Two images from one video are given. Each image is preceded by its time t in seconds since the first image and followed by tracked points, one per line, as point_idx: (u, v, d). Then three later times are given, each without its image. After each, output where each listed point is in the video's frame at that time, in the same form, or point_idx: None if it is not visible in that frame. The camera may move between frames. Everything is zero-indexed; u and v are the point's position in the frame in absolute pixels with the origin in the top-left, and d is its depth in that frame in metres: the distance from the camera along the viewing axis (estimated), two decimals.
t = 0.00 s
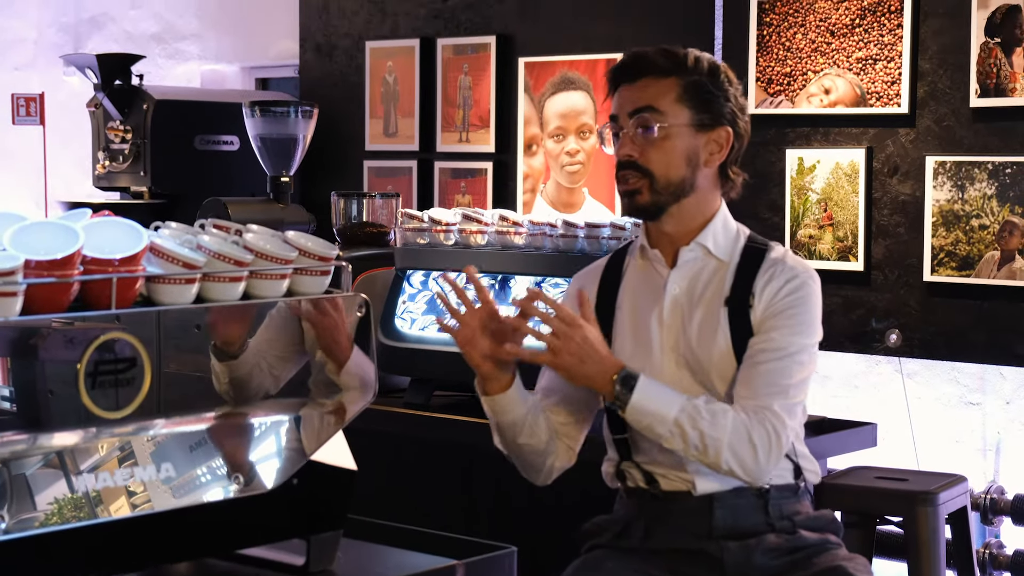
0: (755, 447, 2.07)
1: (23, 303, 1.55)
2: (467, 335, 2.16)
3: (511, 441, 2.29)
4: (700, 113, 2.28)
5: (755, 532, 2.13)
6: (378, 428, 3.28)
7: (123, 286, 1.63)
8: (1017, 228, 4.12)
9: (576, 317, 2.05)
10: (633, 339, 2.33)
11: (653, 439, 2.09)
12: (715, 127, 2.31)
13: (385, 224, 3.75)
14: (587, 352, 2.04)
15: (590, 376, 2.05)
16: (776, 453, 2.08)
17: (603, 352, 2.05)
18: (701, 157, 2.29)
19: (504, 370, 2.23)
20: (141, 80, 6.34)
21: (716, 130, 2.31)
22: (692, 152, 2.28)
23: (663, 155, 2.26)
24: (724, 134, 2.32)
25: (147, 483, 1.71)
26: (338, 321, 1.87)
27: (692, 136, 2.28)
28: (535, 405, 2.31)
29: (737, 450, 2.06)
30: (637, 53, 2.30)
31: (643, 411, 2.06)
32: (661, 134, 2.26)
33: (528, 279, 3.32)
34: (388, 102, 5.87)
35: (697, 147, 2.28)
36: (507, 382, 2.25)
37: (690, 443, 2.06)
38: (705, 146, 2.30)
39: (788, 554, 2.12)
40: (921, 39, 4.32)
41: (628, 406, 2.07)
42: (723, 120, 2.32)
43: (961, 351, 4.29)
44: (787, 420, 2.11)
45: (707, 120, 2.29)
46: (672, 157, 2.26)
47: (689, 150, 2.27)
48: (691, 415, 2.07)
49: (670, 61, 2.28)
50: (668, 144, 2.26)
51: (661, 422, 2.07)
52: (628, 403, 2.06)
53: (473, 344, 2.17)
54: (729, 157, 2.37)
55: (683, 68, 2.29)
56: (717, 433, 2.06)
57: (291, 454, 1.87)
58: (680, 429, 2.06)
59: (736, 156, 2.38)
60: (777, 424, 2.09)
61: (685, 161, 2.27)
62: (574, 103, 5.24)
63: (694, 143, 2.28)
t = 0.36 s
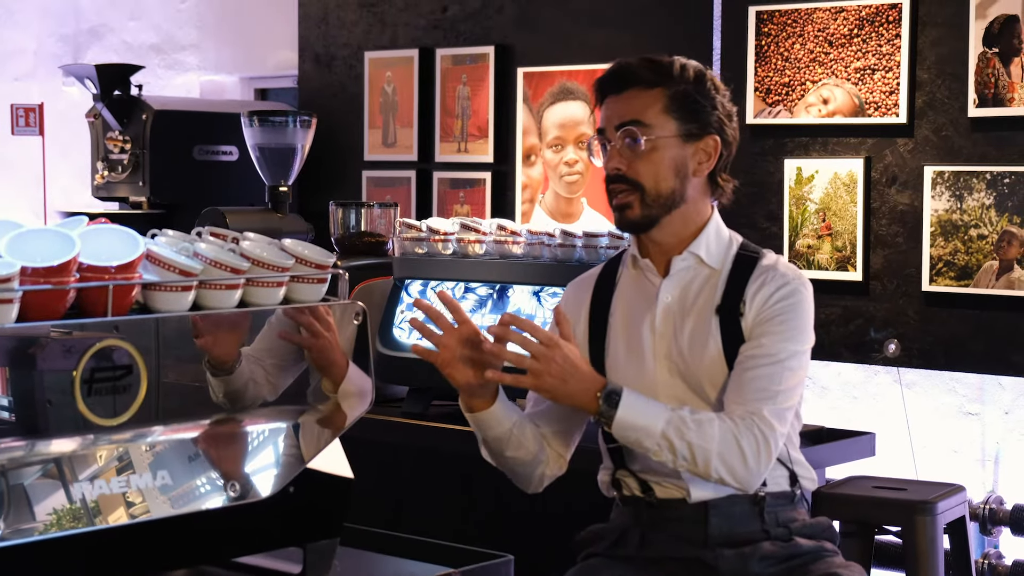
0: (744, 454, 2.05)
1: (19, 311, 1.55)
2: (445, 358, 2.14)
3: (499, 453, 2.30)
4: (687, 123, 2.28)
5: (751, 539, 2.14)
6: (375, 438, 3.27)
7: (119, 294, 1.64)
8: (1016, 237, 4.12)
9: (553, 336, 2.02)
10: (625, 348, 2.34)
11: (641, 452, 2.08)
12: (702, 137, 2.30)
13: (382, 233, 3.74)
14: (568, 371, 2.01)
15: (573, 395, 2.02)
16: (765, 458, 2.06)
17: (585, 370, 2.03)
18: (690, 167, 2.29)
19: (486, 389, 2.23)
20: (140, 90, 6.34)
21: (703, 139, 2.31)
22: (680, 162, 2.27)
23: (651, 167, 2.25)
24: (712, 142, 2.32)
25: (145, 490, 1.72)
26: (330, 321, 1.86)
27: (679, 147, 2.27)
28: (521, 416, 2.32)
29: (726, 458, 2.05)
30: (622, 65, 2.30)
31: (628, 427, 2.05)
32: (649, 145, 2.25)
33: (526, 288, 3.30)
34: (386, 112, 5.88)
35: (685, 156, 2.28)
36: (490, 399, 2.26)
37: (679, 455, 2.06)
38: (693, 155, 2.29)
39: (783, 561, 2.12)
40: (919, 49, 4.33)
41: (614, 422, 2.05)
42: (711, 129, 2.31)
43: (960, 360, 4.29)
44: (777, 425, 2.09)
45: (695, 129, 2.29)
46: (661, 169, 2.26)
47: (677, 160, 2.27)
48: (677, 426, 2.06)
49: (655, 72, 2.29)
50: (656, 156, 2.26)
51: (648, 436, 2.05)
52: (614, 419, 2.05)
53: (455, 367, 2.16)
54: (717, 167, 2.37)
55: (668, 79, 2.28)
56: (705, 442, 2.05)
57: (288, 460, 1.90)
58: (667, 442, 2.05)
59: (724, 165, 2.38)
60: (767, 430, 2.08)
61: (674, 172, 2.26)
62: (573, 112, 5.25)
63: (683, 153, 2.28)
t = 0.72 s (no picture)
0: (737, 455, 2.04)
1: (13, 312, 1.63)
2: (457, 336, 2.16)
3: (495, 450, 2.28)
4: (668, 127, 2.26)
5: (743, 542, 2.13)
6: (370, 443, 3.27)
7: (112, 295, 1.71)
8: (1014, 244, 4.12)
9: (564, 308, 2.02)
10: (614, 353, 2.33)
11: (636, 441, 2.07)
12: (684, 141, 2.29)
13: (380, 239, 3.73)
14: (575, 344, 2.01)
15: (577, 369, 2.02)
16: (757, 462, 2.06)
17: (593, 345, 2.03)
18: (672, 172, 2.27)
19: (494, 373, 2.22)
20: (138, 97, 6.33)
21: (684, 143, 2.29)
22: (662, 167, 2.25)
23: (633, 174, 2.24)
24: (694, 146, 2.30)
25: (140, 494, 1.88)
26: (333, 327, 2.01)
27: (661, 151, 2.25)
28: (521, 413, 2.31)
29: (719, 456, 2.04)
30: (599, 71, 2.28)
31: (628, 410, 2.04)
32: (630, 151, 2.23)
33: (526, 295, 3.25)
34: (384, 119, 5.87)
35: (667, 161, 2.26)
36: (495, 387, 2.24)
37: (673, 446, 2.04)
38: (676, 159, 2.28)
39: (774, 564, 2.11)
40: (917, 55, 4.33)
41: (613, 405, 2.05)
42: (692, 132, 2.30)
43: (958, 367, 4.28)
44: (768, 430, 2.09)
45: (676, 133, 2.27)
46: (643, 175, 2.24)
47: (659, 166, 2.25)
48: (674, 418, 2.05)
49: (634, 76, 2.27)
50: (638, 162, 2.24)
51: (645, 422, 2.04)
52: (614, 400, 2.04)
53: (466, 339, 2.17)
54: (700, 170, 2.35)
55: (647, 84, 2.27)
56: (700, 438, 2.04)
57: (280, 465, 2.06)
58: (663, 431, 2.04)
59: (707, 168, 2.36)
60: (758, 434, 2.07)
61: (656, 178, 2.25)
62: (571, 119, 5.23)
63: (665, 157, 2.26)
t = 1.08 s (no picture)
0: (730, 462, 2.04)
1: (9, 314, 1.67)
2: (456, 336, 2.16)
3: (493, 450, 2.28)
4: (679, 129, 2.26)
5: (736, 547, 2.12)
6: (366, 447, 3.26)
7: (108, 298, 1.76)
8: (1014, 249, 4.11)
9: (558, 311, 2.02)
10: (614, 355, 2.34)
11: (630, 445, 2.07)
12: (694, 143, 2.28)
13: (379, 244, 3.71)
14: (569, 350, 2.01)
15: (570, 374, 2.03)
16: (751, 469, 2.05)
17: (586, 351, 2.03)
18: (680, 175, 2.27)
19: (491, 372, 2.21)
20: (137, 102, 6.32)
21: (695, 146, 2.29)
22: (671, 170, 2.26)
23: (643, 174, 2.24)
24: (704, 149, 2.30)
25: (138, 497, 1.89)
26: (331, 332, 2.05)
27: (670, 153, 2.25)
28: (520, 413, 2.30)
29: (712, 462, 2.03)
30: (613, 69, 2.28)
31: (622, 415, 2.04)
32: (639, 152, 2.23)
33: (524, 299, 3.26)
34: (384, 124, 5.87)
35: (676, 164, 2.26)
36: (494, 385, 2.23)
37: (665, 452, 2.04)
38: (685, 162, 2.28)
39: (768, 568, 2.10)
40: (917, 60, 4.33)
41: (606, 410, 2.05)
42: (703, 135, 2.29)
43: (958, 373, 4.27)
44: (764, 437, 2.08)
45: (687, 136, 2.27)
46: (652, 176, 2.24)
47: (669, 167, 2.25)
48: (668, 424, 2.04)
49: (647, 77, 2.26)
50: (646, 162, 2.24)
51: (638, 428, 2.04)
52: (607, 405, 2.04)
53: (463, 341, 2.17)
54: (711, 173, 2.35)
55: (661, 85, 2.27)
56: (694, 444, 2.03)
57: (276, 472, 2.05)
58: (657, 438, 2.04)
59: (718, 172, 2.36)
60: (753, 441, 2.06)
61: (665, 179, 2.25)
62: (570, 124, 5.23)
63: (673, 160, 2.26)
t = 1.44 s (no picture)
0: (752, 473, 2.02)
1: (8, 321, 1.68)
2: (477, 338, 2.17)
3: (510, 447, 2.27)
4: (716, 140, 2.18)
5: (748, 556, 2.11)
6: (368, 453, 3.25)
7: (108, 304, 1.76)
8: (1015, 255, 4.11)
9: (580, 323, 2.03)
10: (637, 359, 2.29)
11: (650, 454, 2.05)
12: (731, 154, 2.20)
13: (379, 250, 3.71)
14: (589, 361, 2.02)
15: (590, 386, 2.02)
16: (773, 479, 2.03)
17: (608, 363, 2.03)
18: (716, 186, 2.19)
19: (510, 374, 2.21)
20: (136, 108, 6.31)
21: (732, 156, 2.21)
22: (707, 181, 2.17)
23: (677, 185, 2.16)
24: (741, 160, 2.22)
25: (137, 503, 1.89)
26: (335, 340, 2.07)
27: (707, 164, 2.17)
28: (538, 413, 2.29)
29: (733, 472, 2.01)
30: (650, 76, 2.20)
31: (642, 424, 2.02)
32: (674, 163, 2.16)
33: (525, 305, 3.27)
34: (384, 130, 5.87)
35: (712, 175, 2.18)
36: (513, 388, 2.22)
37: (687, 461, 2.02)
38: (721, 173, 2.20)
39: None
40: (917, 67, 4.33)
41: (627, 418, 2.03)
42: (740, 146, 2.21)
43: (959, 380, 4.27)
44: (787, 448, 2.05)
45: (724, 146, 2.19)
46: (687, 187, 2.16)
47: (704, 179, 2.17)
48: (690, 433, 2.02)
49: (684, 86, 2.18)
50: (682, 174, 2.16)
51: (659, 437, 2.02)
52: (628, 414, 2.02)
53: (483, 347, 2.17)
54: (747, 184, 2.27)
55: (700, 94, 2.18)
56: (715, 454, 2.01)
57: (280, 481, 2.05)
58: (677, 448, 2.02)
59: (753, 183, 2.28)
60: (776, 452, 2.04)
61: (700, 191, 2.17)
62: (570, 130, 5.22)
63: (709, 170, 2.18)
